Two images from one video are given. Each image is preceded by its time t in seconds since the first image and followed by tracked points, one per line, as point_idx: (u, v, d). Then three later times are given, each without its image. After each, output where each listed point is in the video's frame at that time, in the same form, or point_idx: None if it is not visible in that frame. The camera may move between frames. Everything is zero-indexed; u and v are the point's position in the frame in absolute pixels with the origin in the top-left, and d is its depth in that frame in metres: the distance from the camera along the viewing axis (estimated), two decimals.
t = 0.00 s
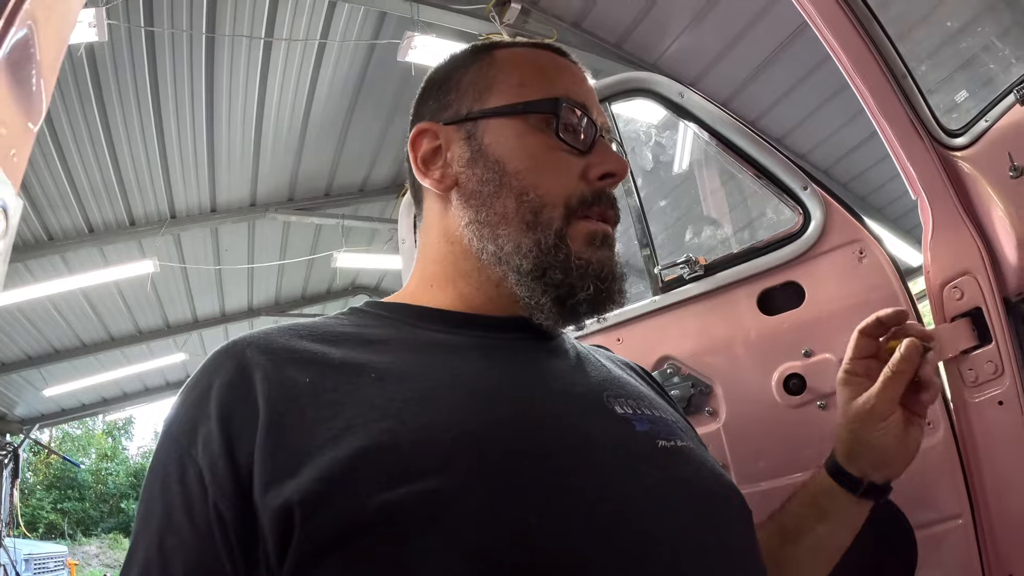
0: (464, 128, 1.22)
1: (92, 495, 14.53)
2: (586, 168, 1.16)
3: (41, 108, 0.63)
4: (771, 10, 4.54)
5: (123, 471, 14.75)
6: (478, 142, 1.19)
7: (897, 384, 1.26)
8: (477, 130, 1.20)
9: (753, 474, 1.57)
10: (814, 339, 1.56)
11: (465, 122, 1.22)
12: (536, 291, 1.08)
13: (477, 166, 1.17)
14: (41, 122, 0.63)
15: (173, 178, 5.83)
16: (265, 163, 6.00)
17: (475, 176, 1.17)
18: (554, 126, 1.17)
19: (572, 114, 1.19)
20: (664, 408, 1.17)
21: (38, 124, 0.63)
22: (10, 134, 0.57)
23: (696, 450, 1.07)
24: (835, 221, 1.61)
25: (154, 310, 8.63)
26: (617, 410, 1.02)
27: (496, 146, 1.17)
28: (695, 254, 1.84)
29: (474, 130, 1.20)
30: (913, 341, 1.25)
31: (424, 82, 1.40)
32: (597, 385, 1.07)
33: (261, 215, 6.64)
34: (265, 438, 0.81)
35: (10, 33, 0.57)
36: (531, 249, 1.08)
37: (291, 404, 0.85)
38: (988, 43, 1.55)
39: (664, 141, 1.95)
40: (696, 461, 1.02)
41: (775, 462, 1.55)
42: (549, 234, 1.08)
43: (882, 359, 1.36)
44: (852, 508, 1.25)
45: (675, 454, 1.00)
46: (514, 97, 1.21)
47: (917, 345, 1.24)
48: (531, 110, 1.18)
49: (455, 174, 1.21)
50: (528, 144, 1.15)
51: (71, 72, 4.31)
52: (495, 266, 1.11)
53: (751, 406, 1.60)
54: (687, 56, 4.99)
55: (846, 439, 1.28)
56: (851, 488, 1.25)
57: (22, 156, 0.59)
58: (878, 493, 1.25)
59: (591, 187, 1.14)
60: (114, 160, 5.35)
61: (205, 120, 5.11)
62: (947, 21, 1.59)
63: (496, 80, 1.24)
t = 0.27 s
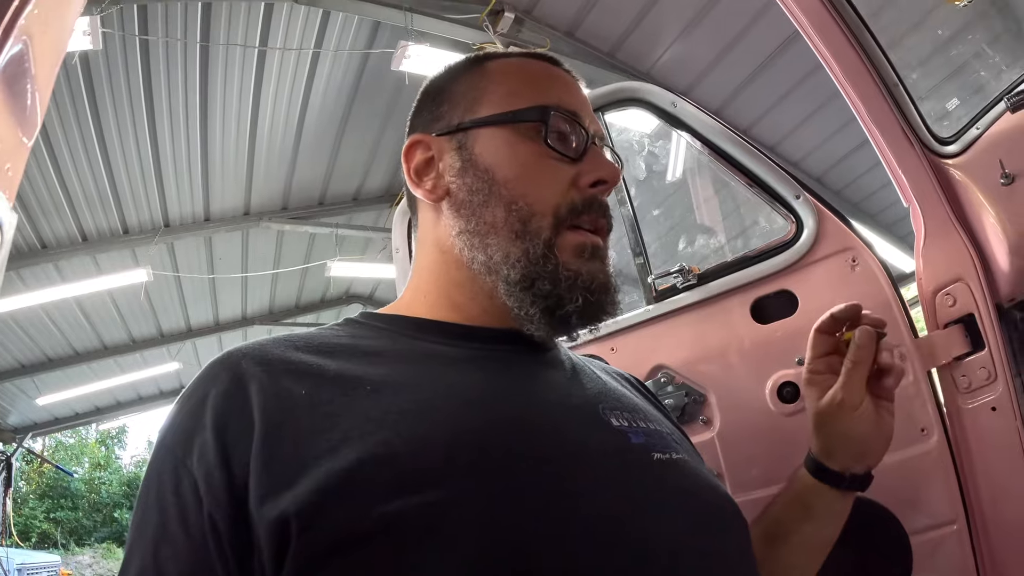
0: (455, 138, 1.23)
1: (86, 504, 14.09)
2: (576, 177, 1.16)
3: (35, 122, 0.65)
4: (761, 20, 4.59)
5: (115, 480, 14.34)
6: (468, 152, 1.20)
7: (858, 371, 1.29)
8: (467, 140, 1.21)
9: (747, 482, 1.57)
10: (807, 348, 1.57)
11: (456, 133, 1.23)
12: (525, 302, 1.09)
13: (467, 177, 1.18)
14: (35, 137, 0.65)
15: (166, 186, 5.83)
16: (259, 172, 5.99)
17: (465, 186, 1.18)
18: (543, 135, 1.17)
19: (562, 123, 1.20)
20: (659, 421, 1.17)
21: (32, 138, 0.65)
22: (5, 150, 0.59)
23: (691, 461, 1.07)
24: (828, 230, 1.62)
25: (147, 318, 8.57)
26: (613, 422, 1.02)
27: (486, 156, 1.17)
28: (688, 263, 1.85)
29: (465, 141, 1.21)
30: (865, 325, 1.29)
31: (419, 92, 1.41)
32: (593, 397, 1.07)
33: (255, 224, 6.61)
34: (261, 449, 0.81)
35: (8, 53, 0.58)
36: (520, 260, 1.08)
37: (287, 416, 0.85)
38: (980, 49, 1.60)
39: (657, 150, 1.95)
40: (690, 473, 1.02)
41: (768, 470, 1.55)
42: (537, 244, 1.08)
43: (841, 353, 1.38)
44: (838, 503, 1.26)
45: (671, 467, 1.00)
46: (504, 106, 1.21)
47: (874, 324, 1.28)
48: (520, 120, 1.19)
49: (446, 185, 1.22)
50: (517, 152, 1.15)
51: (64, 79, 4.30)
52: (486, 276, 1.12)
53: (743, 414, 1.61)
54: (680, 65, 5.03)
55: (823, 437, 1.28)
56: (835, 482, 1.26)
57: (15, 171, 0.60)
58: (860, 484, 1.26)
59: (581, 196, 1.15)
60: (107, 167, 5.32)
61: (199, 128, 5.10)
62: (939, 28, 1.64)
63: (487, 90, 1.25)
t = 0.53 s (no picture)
0: (447, 140, 1.23)
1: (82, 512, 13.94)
2: (569, 175, 1.16)
3: (40, 123, 0.66)
4: (755, 26, 4.63)
5: (111, 487, 14.13)
6: (460, 154, 1.21)
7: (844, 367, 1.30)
8: (459, 142, 1.22)
9: (745, 484, 1.58)
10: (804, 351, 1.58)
11: (448, 135, 1.24)
12: (520, 301, 1.09)
13: (460, 178, 1.19)
14: (39, 138, 0.65)
15: (162, 193, 5.83)
16: (255, 178, 5.99)
17: (458, 188, 1.18)
18: (534, 133, 1.18)
19: (554, 121, 1.20)
20: (658, 424, 1.18)
21: (36, 140, 0.65)
22: (10, 151, 0.59)
23: (691, 465, 1.08)
24: (823, 234, 1.63)
25: (143, 325, 8.55)
26: (613, 426, 1.02)
27: (478, 157, 1.18)
28: (684, 267, 1.85)
29: (457, 143, 1.22)
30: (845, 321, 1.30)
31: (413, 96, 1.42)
32: (592, 401, 1.07)
33: (251, 231, 6.61)
34: (260, 456, 0.81)
35: (15, 57, 0.59)
36: (513, 259, 1.09)
37: (286, 422, 0.85)
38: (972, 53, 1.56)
39: (653, 155, 1.96)
40: (689, 475, 1.02)
41: (765, 473, 1.56)
42: (531, 244, 1.09)
43: (823, 352, 1.38)
44: (831, 500, 1.26)
45: (670, 469, 1.00)
46: (495, 107, 1.22)
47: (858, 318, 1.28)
48: (511, 119, 1.19)
49: (440, 187, 1.23)
50: (508, 151, 1.16)
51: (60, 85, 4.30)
52: (481, 277, 1.12)
53: (739, 418, 1.62)
54: (674, 71, 5.06)
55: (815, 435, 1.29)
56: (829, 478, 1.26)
57: (21, 172, 0.61)
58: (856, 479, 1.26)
59: (574, 193, 1.15)
60: (103, 173, 5.32)
61: (196, 135, 5.11)
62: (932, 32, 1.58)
63: (478, 91, 1.26)
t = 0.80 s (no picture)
0: (442, 141, 1.26)
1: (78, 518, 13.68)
2: (560, 170, 1.17)
3: (62, 114, 0.68)
4: (751, 29, 4.66)
5: (109, 492, 13.94)
6: (453, 154, 1.23)
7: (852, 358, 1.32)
8: (452, 143, 1.24)
9: (746, 483, 1.59)
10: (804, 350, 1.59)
11: (442, 136, 1.26)
12: (512, 298, 1.10)
13: (452, 179, 1.21)
14: (62, 129, 0.68)
15: (161, 197, 5.83)
16: (254, 183, 6.00)
17: (451, 188, 1.21)
18: (523, 130, 1.19)
19: (543, 118, 1.21)
20: (662, 420, 1.19)
21: (58, 131, 0.67)
22: (35, 145, 0.61)
23: (696, 460, 1.09)
24: (820, 235, 1.65)
25: (141, 329, 8.54)
26: (618, 422, 1.03)
27: (468, 157, 1.20)
28: (684, 268, 1.87)
29: (450, 144, 1.24)
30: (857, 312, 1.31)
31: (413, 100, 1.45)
32: (597, 398, 1.08)
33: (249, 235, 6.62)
34: (271, 456, 0.82)
35: (43, 54, 0.60)
36: (503, 257, 1.10)
37: (297, 422, 0.86)
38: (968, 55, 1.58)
39: (651, 157, 1.98)
40: (694, 471, 1.04)
41: (766, 472, 1.57)
42: (521, 241, 1.10)
43: (829, 346, 1.38)
44: (840, 489, 1.28)
45: (674, 465, 1.01)
46: (486, 106, 1.24)
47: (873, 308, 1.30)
48: (499, 117, 1.20)
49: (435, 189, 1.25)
50: (497, 150, 1.17)
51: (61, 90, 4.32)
52: (474, 276, 1.14)
53: (741, 417, 1.63)
54: (672, 74, 5.09)
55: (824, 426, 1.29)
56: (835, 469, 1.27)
57: (44, 163, 0.63)
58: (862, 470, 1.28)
59: (565, 188, 1.15)
60: (102, 177, 5.33)
61: (195, 139, 5.12)
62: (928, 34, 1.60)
63: (471, 92, 1.28)
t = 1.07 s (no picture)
0: (464, 145, 1.24)
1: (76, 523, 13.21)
2: (586, 186, 1.19)
3: (62, 117, 0.68)
4: (750, 32, 4.67)
5: (107, 497, 13.61)
6: (478, 161, 1.21)
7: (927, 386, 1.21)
8: (476, 149, 1.23)
9: (749, 485, 1.59)
10: (806, 352, 1.58)
11: (463, 140, 1.24)
12: (542, 310, 1.11)
13: (478, 185, 1.20)
14: (62, 132, 0.68)
15: (159, 201, 5.82)
16: (252, 188, 6.00)
17: (477, 195, 1.19)
18: (554, 144, 1.20)
19: (572, 132, 1.23)
20: (665, 419, 1.19)
21: (59, 133, 0.67)
22: (37, 147, 0.61)
23: (699, 460, 1.09)
24: (822, 237, 1.64)
25: (139, 333, 8.50)
26: (620, 422, 1.03)
27: (497, 165, 1.19)
28: (685, 271, 1.87)
29: (473, 150, 1.23)
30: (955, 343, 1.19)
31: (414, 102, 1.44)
32: (599, 399, 1.08)
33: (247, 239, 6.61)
34: (271, 462, 0.81)
35: (44, 56, 0.60)
36: (536, 269, 1.10)
37: (297, 428, 0.85)
38: (965, 57, 1.58)
39: (652, 160, 1.99)
40: (697, 471, 1.03)
41: (769, 473, 1.57)
42: (553, 254, 1.11)
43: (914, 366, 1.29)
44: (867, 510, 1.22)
45: (676, 465, 1.01)
46: (513, 115, 1.23)
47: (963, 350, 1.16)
48: (531, 129, 1.21)
49: (455, 194, 1.23)
50: (528, 161, 1.18)
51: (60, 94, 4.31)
52: (498, 286, 1.13)
53: (743, 419, 1.63)
54: (670, 77, 5.11)
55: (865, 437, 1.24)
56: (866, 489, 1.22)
57: (45, 166, 0.63)
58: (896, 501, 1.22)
59: (591, 205, 1.18)
60: (100, 181, 5.31)
61: (193, 143, 5.12)
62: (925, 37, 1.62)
63: (494, 98, 1.27)
